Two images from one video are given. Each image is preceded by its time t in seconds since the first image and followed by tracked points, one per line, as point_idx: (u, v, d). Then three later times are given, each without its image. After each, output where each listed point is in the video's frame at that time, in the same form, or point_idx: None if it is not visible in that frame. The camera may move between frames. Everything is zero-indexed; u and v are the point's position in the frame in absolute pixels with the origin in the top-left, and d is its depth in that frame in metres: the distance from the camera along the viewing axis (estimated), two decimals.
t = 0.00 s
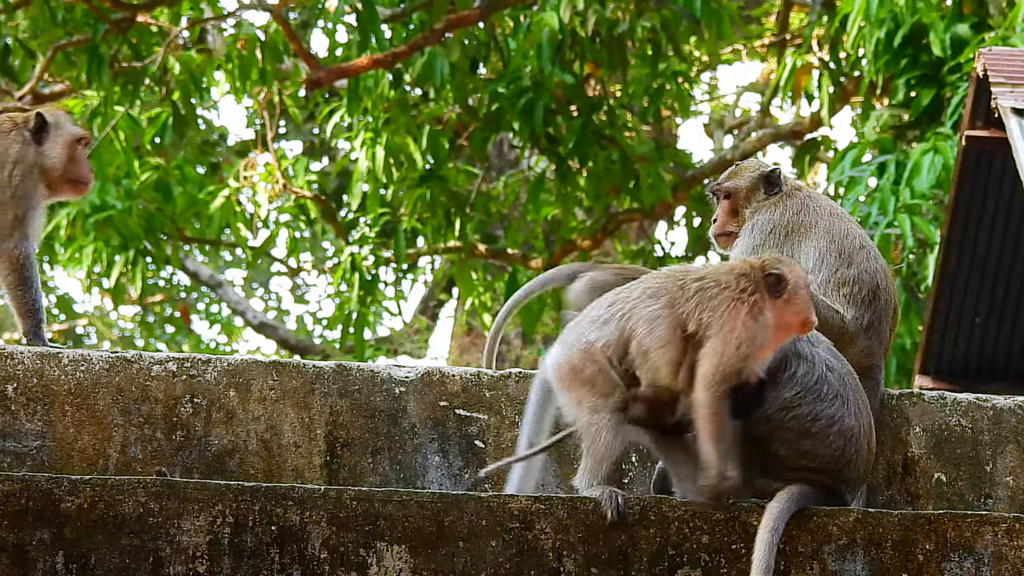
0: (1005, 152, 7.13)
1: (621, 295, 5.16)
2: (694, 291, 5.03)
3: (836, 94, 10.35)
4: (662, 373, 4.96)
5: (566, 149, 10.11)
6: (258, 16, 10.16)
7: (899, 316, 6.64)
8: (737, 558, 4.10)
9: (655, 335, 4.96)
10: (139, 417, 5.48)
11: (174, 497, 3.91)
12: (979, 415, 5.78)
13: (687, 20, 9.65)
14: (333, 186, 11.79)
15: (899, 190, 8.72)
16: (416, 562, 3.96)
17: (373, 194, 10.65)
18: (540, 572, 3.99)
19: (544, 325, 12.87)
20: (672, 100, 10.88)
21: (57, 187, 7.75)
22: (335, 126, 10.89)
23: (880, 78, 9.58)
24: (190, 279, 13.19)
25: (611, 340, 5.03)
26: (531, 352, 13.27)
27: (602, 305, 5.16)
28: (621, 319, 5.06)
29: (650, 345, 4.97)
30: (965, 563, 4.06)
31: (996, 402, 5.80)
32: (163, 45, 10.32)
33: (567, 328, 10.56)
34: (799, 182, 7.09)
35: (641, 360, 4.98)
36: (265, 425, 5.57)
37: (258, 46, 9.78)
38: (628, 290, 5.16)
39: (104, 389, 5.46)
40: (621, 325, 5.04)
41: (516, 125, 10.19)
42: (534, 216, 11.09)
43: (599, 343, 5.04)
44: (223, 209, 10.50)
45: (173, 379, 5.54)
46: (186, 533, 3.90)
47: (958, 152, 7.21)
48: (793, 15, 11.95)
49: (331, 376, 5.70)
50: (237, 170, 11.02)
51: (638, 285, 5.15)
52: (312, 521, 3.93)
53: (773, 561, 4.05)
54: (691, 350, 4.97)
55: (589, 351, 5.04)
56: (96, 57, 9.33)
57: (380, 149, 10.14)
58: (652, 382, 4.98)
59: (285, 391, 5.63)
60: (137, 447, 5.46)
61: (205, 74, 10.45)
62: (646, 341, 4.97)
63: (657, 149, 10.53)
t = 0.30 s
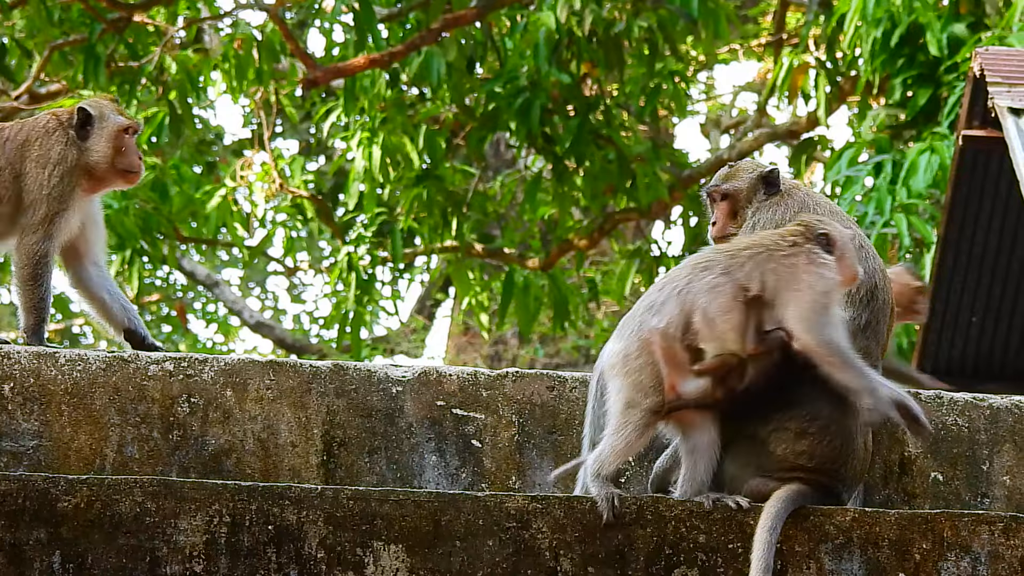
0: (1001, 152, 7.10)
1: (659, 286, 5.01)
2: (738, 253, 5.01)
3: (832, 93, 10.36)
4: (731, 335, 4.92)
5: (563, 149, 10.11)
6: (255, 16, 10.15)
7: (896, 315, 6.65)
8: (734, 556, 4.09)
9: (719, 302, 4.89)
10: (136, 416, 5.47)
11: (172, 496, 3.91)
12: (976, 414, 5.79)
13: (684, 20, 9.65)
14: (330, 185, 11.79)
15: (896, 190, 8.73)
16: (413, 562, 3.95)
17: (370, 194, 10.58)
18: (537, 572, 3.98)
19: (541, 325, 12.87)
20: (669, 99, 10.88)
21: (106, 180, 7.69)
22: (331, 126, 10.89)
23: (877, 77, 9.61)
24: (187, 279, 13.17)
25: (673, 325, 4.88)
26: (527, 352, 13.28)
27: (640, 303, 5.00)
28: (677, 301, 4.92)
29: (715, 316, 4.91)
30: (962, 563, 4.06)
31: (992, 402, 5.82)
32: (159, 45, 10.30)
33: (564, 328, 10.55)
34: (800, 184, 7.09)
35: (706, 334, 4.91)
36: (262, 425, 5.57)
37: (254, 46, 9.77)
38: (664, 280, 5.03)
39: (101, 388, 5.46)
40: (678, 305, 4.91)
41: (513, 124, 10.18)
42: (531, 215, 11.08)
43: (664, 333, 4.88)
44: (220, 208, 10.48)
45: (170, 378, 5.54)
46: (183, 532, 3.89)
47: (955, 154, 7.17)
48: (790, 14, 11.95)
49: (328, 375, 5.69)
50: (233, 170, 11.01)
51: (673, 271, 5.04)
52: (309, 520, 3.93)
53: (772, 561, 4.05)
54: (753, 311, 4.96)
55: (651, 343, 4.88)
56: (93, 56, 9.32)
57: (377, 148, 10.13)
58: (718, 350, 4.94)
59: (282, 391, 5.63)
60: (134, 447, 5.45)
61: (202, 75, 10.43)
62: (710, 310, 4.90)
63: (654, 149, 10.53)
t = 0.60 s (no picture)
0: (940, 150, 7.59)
1: (760, 275, 5.08)
2: (845, 292, 5.07)
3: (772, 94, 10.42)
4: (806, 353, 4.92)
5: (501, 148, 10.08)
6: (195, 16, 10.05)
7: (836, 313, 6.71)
8: (670, 555, 4.02)
9: (811, 321, 4.93)
10: (73, 417, 5.26)
11: (109, 496, 3.78)
12: (914, 413, 5.65)
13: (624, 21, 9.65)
14: (269, 185, 11.66)
15: (834, 189, 8.79)
16: (350, 561, 3.87)
17: (309, 194, 10.50)
18: (474, 571, 3.92)
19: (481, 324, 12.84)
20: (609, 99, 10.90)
21: (77, 184, 7.71)
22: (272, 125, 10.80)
23: (816, 78, 9.78)
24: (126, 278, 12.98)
25: (759, 315, 4.93)
26: (466, 351, 13.26)
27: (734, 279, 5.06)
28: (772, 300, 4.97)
29: (801, 331, 4.95)
30: (900, 562, 4.00)
31: (931, 401, 5.68)
32: (98, 45, 10.17)
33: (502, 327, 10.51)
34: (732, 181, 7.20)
35: (783, 343, 4.95)
36: (200, 425, 5.43)
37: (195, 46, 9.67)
38: (765, 273, 5.09)
39: (38, 388, 5.23)
40: (770, 303, 4.96)
41: (452, 124, 10.12)
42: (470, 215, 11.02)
43: (748, 315, 4.92)
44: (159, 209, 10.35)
45: (109, 378, 5.34)
46: (121, 531, 3.78)
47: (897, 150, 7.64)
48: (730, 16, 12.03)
49: (267, 375, 5.54)
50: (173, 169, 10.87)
51: (776, 274, 5.10)
52: (247, 520, 3.84)
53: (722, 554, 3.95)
54: (830, 351, 4.96)
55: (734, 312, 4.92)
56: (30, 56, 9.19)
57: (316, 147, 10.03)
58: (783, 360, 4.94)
59: (221, 390, 5.47)
60: (72, 446, 5.26)
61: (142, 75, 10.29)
62: (798, 326, 4.94)
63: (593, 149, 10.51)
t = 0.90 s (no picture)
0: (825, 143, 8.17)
1: (790, 298, 4.70)
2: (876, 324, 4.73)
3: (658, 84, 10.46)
4: (828, 391, 4.62)
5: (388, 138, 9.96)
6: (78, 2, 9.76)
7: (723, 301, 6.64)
8: (560, 546, 3.90)
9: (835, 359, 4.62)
10: None
11: None
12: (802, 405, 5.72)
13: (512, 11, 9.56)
14: (154, 174, 11.38)
15: (720, 179, 8.82)
16: (240, 551, 3.73)
17: (196, 183, 10.26)
18: (364, 561, 3.79)
19: (368, 313, 12.73)
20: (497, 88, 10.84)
21: None
22: (157, 114, 10.54)
23: (702, 67, 9.86)
24: (8, 268, 12.60)
25: (792, 348, 4.58)
26: (352, 342, 13.14)
27: (765, 299, 4.67)
28: (802, 330, 4.63)
29: (827, 367, 4.63)
30: (789, 551, 3.98)
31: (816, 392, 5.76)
32: None
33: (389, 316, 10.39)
34: (599, 167, 7.27)
35: (807, 377, 4.62)
36: (88, 413, 5.33)
37: (80, 34, 9.42)
38: (796, 296, 4.72)
39: None
40: (799, 335, 4.61)
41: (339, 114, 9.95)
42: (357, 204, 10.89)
43: (782, 347, 4.57)
44: (42, 199, 10.04)
45: None
46: (7, 521, 3.63)
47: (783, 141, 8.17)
48: (616, 7, 12.05)
49: (154, 364, 5.42)
50: (57, 157, 10.55)
51: (809, 296, 4.73)
52: (136, 509, 3.70)
53: (622, 553, 3.89)
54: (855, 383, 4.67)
55: (769, 343, 4.55)
56: None
57: (202, 136, 9.79)
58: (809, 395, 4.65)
59: (109, 379, 5.37)
60: None
61: (24, 62, 9.97)
62: (823, 362, 4.62)
63: (479, 139, 10.41)
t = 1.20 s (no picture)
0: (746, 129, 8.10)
1: (790, 290, 4.69)
2: (867, 304, 4.78)
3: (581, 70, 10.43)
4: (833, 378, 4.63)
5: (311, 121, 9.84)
6: None
7: (644, 288, 6.62)
8: (478, 532, 3.92)
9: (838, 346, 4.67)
10: None
11: None
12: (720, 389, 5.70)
13: None
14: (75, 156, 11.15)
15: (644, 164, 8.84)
16: (156, 535, 3.72)
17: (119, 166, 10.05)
18: (280, 545, 3.75)
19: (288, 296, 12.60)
20: (420, 72, 10.74)
21: None
22: (79, 96, 10.32)
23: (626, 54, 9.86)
24: None
25: (790, 341, 4.57)
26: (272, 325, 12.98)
27: (763, 293, 4.62)
28: (804, 324, 4.63)
29: (829, 353, 4.66)
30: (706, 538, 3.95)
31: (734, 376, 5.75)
32: None
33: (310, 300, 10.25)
34: (520, 154, 7.26)
35: (814, 369, 4.62)
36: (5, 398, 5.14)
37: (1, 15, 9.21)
38: (795, 288, 4.72)
39: None
40: (804, 329, 4.61)
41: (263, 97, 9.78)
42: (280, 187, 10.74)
43: (778, 341, 4.55)
44: None
45: None
46: None
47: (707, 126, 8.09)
48: None
49: (74, 349, 5.23)
50: None
51: (802, 288, 4.74)
52: (54, 492, 3.71)
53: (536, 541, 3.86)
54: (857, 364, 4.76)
55: (766, 341, 4.54)
56: None
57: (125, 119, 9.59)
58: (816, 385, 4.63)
59: (27, 363, 5.18)
60: None
61: None
62: (829, 353, 4.66)
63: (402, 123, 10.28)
